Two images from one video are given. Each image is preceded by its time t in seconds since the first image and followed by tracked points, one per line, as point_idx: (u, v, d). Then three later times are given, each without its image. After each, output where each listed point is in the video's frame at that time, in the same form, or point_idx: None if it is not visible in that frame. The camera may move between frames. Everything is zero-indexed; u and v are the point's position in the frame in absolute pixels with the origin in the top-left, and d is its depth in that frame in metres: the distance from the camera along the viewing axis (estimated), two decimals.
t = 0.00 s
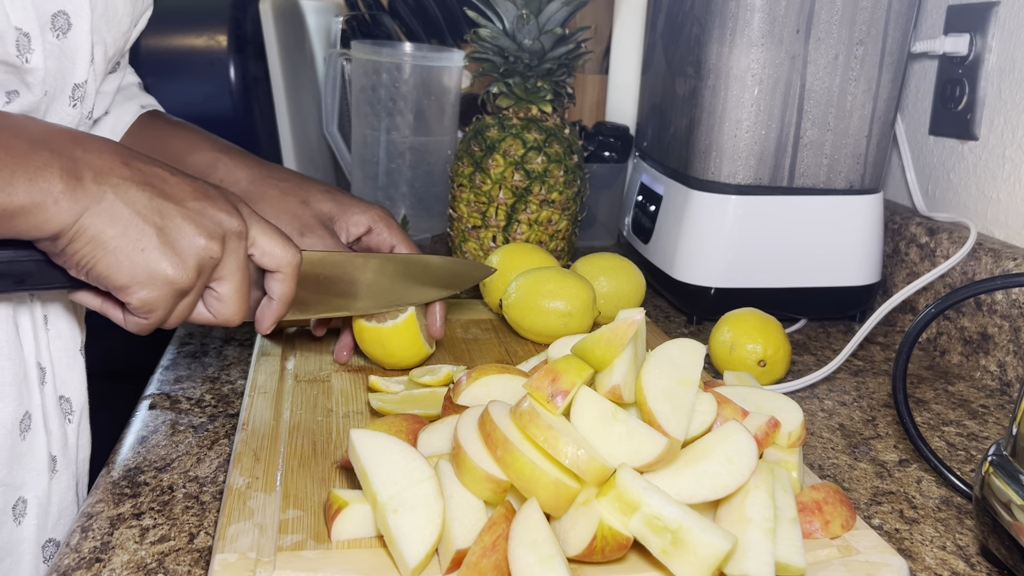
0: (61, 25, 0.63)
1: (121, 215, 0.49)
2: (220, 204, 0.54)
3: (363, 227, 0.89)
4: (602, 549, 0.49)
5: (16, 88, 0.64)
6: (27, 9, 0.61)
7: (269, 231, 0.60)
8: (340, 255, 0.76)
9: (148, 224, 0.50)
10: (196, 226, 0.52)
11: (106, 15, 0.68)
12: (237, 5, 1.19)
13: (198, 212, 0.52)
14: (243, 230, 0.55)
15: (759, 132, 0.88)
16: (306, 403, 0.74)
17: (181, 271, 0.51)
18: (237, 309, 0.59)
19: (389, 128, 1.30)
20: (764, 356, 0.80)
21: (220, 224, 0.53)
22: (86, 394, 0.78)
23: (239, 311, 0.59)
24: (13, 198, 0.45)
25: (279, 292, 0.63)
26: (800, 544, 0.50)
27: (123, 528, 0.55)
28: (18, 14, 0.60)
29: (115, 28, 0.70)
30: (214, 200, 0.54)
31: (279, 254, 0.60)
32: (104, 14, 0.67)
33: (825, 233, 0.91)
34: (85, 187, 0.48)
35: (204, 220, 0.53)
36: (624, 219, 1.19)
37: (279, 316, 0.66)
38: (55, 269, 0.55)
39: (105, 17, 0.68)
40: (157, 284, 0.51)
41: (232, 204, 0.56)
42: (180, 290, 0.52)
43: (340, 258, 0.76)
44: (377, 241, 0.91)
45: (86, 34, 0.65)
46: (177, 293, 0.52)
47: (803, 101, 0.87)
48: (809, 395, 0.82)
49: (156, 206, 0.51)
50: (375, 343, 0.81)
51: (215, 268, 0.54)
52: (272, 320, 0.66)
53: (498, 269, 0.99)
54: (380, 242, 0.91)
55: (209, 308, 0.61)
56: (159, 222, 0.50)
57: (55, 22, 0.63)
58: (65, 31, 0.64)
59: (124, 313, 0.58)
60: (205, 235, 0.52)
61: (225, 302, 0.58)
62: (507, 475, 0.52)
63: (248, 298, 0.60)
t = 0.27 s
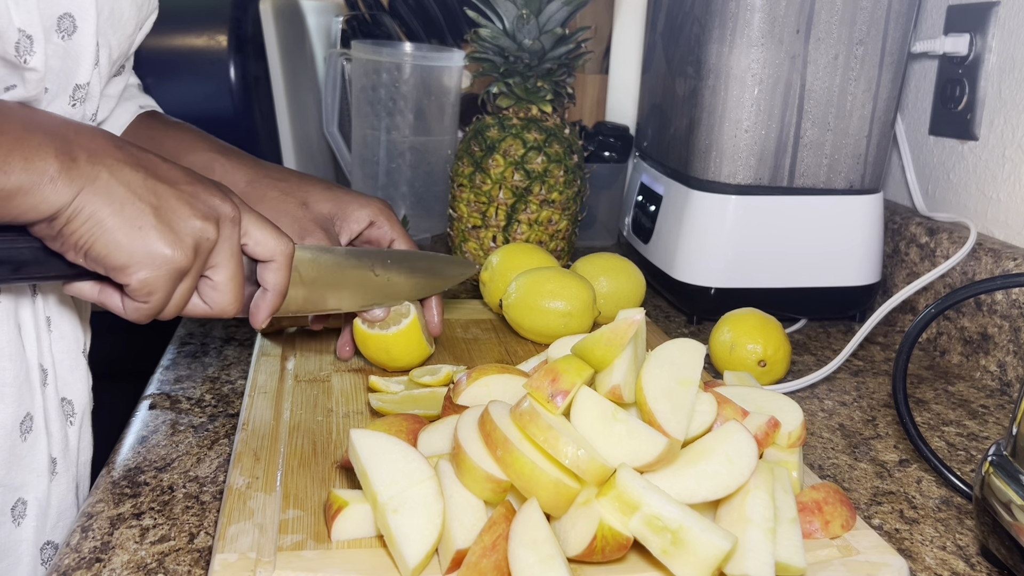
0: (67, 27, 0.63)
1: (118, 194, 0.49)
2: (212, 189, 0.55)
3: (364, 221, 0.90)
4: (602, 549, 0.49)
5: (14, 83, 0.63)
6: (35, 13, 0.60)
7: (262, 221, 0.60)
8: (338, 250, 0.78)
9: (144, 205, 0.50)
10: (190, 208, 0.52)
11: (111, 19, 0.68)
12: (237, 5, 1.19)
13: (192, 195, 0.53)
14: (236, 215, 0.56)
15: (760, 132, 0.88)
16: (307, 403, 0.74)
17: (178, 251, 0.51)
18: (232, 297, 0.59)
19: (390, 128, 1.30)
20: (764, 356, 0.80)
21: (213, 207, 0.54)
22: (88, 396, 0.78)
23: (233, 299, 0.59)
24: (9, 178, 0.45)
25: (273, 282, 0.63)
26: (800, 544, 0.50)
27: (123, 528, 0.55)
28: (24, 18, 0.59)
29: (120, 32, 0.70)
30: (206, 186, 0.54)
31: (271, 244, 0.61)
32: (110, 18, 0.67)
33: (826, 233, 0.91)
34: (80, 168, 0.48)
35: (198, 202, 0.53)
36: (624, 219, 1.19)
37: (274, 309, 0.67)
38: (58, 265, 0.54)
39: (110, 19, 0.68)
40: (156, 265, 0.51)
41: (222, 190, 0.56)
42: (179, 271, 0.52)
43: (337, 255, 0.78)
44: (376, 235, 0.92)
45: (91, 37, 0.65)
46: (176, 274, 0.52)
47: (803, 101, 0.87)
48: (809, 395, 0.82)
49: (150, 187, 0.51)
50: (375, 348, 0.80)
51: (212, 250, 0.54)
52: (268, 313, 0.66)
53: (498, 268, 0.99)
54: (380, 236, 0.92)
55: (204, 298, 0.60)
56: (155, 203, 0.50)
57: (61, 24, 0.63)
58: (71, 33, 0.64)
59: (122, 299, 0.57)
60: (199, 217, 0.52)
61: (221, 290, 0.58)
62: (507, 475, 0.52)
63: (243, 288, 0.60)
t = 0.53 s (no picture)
0: (77, 24, 0.63)
1: (135, 168, 0.49)
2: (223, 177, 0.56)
3: (370, 223, 0.91)
4: (602, 547, 0.49)
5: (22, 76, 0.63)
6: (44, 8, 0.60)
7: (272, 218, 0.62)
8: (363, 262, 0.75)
9: (161, 180, 0.50)
10: (205, 186, 0.53)
11: (121, 16, 0.67)
12: (237, 5, 1.19)
13: (205, 178, 0.54)
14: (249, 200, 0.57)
15: (760, 132, 0.88)
16: (306, 404, 0.74)
17: (198, 224, 0.51)
18: (249, 286, 0.59)
19: (390, 128, 1.30)
20: (764, 356, 0.80)
21: (226, 189, 0.55)
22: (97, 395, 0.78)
23: (250, 288, 0.59)
24: (29, 155, 0.46)
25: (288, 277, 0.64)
26: (800, 540, 0.50)
27: (123, 528, 0.55)
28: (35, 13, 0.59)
29: (129, 30, 0.69)
30: (218, 173, 0.56)
31: (282, 241, 0.63)
32: (119, 16, 0.67)
33: (825, 233, 0.91)
34: (98, 144, 0.48)
35: (212, 184, 0.54)
36: (624, 219, 1.19)
37: (294, 307, 0.67)
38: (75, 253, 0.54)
39: (119, 18, 0.67)
40: (175, 238, 0.50)
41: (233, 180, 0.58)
42: (199, 244, 0.52)
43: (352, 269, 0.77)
44: (383, 237, 0.92)
45: (101, 34, 0.65)
46: (197, 247, 0.52)
47: (803, 101, 0.87)
48: (809, 395, 0.82)
49: (164, 165, 0.51)
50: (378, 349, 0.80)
51: (230, 230, 0.55)
52: (287, 313, 0.67)
53: (497, 269, 0.99)
54: (385, 237, 0.92)
55: (221, 290, 0.60)
56: (170, 179, 0.51)
57: (71, 21, 0.63)
58: (81, 29, 0.64)
59: (145, 282, 0.56)
60: (214, 195, 0.53)
61: (238, 278, 0.58)
62: (507, 473, 0.52)
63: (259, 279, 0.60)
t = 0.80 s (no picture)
0: (87, 20, 0.63)
1: (153, 178, 0.49)
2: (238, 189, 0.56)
3: (375, 223, 0.92)
4: (602, 547, 0.48)
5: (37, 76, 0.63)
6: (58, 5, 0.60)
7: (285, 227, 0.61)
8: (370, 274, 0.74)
9: (177, 189, 0.50)
10: (220, 197, 0.52)
11: (131, 15, 0.68)
12: (237, 5, 1.20)
13: (220, 188, 0.53)
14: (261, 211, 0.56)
15: (760, 132, 0.88)
16: (306, 404, 0.74)
17: (211, 235, 0.51)
18: (258, 297, 0.58)
19: (390, 128, 1.30)
20: (764, 356, 0.80)
21: (240, 201, 0.54)
22: (99, 395, 0.78)
23: (259, 300, 0.59)
24: (53, 163, 0.46)
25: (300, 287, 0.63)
26: (800, 540, 0.50)
27: (123, 528, 0.55)
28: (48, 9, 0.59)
29: (138, 28, 0.70)
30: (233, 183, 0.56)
31: (293, 250, 0.61)
32: (129, 15, 0.67)
33: (825, 233, 0.91)
34: (118, 152, 0.48)
35: (227, 194, 0.53)
36: (624, 219, 1.19)
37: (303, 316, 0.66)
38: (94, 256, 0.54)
39: (127, 18, 0.67)
40: (187, 249, 0.50)
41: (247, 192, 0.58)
42: (211, 256, 0.51)
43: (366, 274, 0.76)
44: (386, 238, 0.93)
45: (110, 31, 0.65)
46: (208, 259, 0.51)
47: (803, 101, 0.87)
48: (809, 395, 0.82)
49: (182, 175, 0.51)
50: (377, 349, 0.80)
51: (242, 241, 0.54)
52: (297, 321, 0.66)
53: (496, 269, 0.99)
54: (389, 237, 0.93)
55: (230, 299, 0.59)
56: (187, 189, 0.51)
57: (81, 18, 0.63)
58: (91, 26, 0.64)
59: (154, 288, 0.55)
60: (229, 206, 0.53)
61: (248, 289, 0.58)
62: (507, 473, 0.52)
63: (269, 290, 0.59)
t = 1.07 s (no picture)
0: (95, 27, 0.64)
1: (146, 195, 0.49)
2: (239, 203, 0.55)
3: (374, 223, 0.92)
4: (602, 547, 0.48)
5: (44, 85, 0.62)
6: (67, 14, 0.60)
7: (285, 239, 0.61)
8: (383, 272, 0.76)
9: (171, 207, 0.50)
10: (217, 215, 0.52)
11: (136, 22, 0.68)
12: (237, 5, 1.20)
13: (217, 204, 0.53)
14: (260, 228, 0.56)
15: (760, 132, 0.88)
16: (306, 404, 0.74)
17: (201, 254, 0.51)
18: (251, 310, 0.58)
19: (390, 128, 1.30)
20: (764, 356, 0.80)
21: (240, 219, 0.54)
22: (99, 391, 0.79)
23: (252, 313, 0.59)
24: (50, 178, 0.46)
25: (295, 297, 0.63)
26: (800, 540, 0.50)
27: (123, 528, 0.55)
28: (57, 19, 0.59)
29: (144, 36, 0.70)
30: (233, 197, 0.55)
31: (292, 259, 0.61)
32: (135, 22, 0.68)
33: (825, 233, 0.91)
34: (115, 169, 0.48)
35: (224, 210, 0.53)
36: (624, 219, 1.19)
37: (298, 324, 0.66)
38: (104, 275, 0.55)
39: (135, 24, 0.68)
40: (178, 266, 0.50)
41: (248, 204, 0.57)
42: (201, 274, 0.52)
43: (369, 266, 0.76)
44: (385, 238, 0.93)
45: (117, 39, 0.66)
46: (198, 277, 0.52)
47: (803, 101, 0.87)
48: (809, 395, 0.82)
49: (178, 192, 0.51)
50: (376, 349, 0.80)
51: (236, 258, 0.54)
52: (292, 328, 0.66)
53: (496, 270, 0.99)
54: (389, 237, 0.93)
55: (224, 309, 0.60)
56: (182, 207, 0.51)
57: (90, 24, 0.63)
58: (98, 32, 0.64)
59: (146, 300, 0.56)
60: (225, 224, 0.52)
61: (241, 301, 0.58)
62: (507, 473, 0.52)
63: (263, 301, 0.59)
